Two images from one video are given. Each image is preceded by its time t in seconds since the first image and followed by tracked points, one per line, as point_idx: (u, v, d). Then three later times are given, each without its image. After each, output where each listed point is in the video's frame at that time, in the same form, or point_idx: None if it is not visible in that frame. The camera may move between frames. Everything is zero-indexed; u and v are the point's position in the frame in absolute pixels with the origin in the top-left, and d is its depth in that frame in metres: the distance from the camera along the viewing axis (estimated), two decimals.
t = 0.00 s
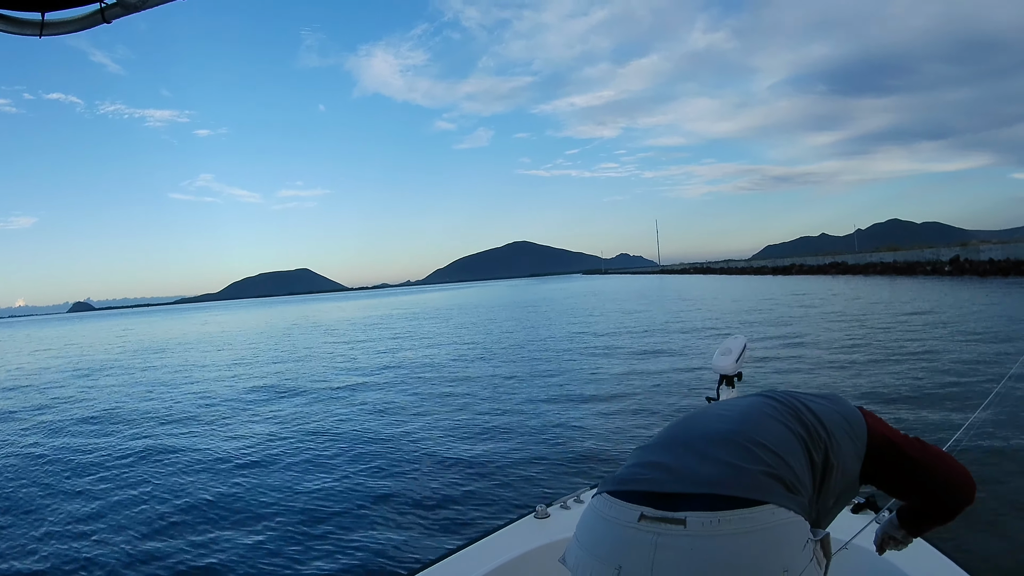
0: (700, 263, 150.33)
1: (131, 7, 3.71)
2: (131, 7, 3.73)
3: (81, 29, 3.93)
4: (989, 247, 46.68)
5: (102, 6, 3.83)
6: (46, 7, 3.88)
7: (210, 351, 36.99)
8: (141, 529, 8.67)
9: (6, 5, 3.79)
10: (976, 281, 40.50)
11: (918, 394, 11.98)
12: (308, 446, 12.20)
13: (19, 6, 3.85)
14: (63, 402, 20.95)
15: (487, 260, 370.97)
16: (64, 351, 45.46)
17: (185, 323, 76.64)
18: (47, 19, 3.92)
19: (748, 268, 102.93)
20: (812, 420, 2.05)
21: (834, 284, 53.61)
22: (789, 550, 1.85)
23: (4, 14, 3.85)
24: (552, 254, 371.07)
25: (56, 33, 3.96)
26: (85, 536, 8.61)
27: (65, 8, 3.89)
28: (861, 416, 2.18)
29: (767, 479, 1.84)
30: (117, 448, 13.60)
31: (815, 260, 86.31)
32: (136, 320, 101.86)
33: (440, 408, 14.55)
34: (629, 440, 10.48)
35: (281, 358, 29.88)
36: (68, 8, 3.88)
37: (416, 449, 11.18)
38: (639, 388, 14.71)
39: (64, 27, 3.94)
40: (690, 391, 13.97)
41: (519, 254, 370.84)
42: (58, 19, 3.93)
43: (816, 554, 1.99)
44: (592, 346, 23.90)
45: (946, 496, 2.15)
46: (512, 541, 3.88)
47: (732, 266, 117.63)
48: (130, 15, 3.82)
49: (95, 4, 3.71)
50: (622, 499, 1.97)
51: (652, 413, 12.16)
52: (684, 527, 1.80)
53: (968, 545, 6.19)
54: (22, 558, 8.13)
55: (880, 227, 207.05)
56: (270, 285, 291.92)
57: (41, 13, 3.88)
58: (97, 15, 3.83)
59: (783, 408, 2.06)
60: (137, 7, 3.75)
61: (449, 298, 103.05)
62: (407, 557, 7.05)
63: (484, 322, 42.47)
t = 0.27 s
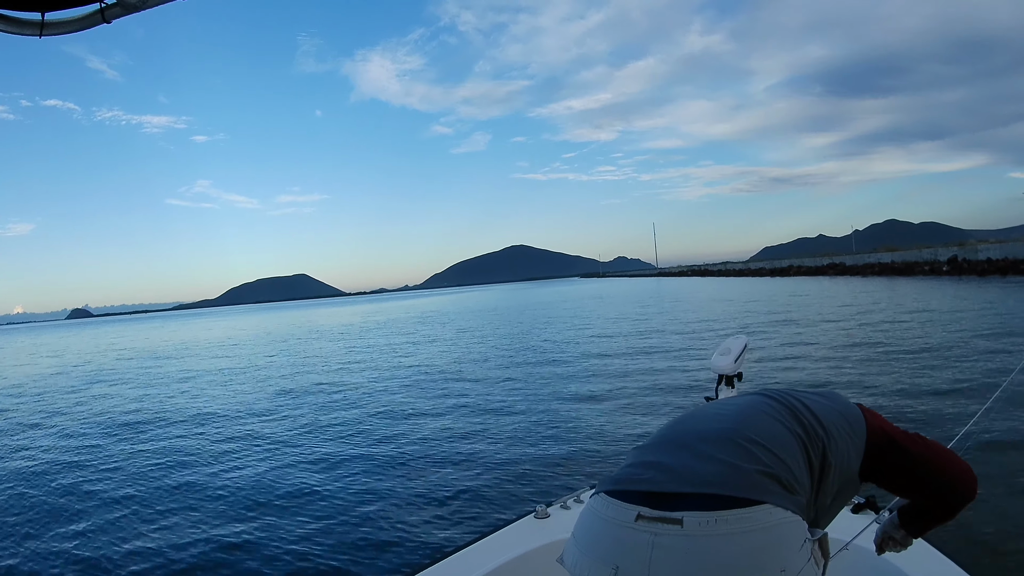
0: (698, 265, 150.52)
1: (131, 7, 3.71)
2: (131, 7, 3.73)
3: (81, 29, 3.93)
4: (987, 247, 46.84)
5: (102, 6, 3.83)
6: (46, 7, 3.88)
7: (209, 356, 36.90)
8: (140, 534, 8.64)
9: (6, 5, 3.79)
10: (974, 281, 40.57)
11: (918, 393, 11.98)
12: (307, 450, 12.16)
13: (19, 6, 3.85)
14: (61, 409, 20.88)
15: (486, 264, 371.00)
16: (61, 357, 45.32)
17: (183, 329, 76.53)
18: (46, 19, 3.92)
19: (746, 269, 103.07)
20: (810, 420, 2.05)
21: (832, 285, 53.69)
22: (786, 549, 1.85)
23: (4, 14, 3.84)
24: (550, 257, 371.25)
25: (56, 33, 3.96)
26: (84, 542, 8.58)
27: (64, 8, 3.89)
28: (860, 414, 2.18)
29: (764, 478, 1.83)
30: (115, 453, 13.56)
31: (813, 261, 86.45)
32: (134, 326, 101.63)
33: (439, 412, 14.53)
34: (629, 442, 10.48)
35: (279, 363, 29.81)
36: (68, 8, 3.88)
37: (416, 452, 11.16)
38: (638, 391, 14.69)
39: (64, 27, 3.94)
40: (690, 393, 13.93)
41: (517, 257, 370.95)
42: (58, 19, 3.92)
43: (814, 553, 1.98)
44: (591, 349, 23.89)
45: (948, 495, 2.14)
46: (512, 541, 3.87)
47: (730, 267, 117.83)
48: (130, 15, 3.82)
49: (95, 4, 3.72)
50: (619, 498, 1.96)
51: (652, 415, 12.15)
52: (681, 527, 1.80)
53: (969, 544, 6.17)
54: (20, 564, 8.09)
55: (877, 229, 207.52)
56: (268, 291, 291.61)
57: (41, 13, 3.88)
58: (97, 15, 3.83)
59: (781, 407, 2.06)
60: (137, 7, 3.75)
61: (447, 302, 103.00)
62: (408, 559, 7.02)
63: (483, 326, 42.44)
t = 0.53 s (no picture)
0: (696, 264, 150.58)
1: (131, 7, 3.71)
2: (131, 7, 3.72)
3: (81, 29, 3.92)
4: (985, 243, 46.96)
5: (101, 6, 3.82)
6: (46, 7, 3.87)
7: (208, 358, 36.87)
8: (140, 535, 8.62)
9: (6, 5, 3.78)
10: (973, 278, 40.60)
11: (918, 390, 12.00)
12: (307, 451, 12.14)
13: (19, 6, 3.84)
14: (60, 411, 20.84)
15: (484, 264, 370.96)
16: (60, 359, 45.24)
17: (182, 331, 76.48)
18: (47, 19, 3.91)
19: (745, 267, 103.21)
20: (810, 421, 2.05)
21: (831, 282, 53.81)
22: (785, 554, 1.84)
23: (4, 14, 3.83)
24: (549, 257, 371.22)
25: (56, 33, 3.95)
26: (83, 544, 8.56)
27: (64, 8, 3.87)
28: (861, 415, 2.17)
29: (763, 483, 1.83)
30: (115, 455, 13.54)
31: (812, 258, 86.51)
32: (132, 328, 101.52)
33: (439, 412, 14.52)
34: (630, 441, 10.47)
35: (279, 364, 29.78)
36: (68, 8, 3.87)
37: (416, 452, 11.15)
38: (638, 389, 14.70)
39: (63, 27, 3.93)
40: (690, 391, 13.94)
41: (515, 257, 370.98)
42: (57, 19, 3.91)
43: (814, 558, 1.98)
44: (591, 348, 23.87)
45: (951, 497, 2.14)
46: (512, 542, 3.86)
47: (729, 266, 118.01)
48: (130, 15, 3.81)
49: (95, 4, 3.70)
50: (617, 504, 1.96)
51: (653, 414, 12.14)
52: (678, 533, 1.79)
53: (969, 540, 6.18)
54: (19, 566, 8.07)
55: (875, 226, 207.74)
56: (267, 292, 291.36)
57: (41, 13, 3.87)
58: (97, 15, 3.82)
59: (781, 408, 2.05)
60: (136, 7, 3.74)
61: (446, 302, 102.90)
62: (409, 559, 7.01)
63: (482, 325, 42.41)
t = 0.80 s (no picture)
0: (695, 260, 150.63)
1: (131, 7, 3.68)
2: (131, 7, 3.70)
3: (81, 29, 3.90)
4: (984, 239, 47.09)
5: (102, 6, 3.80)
6: (46, 7, 3.85)
7: (207, 355, 36.83)
8: (140, 534, 8.64)
9: (6, 4, 3.75)
10: (973, 273, 40.60)
11: (917, 386, 12.05)
12: (307, 449, 12.13)
13: (19, 6, 3.82)
14: (59, 408, 20.83)
15: (482, 260, 370.85)
16: (58, 357, 45.21)
17: (181, 328, 76.49)
18: (47, 19, 3.89)
19: (743, 263, 103.33)
20: (809, 424, 2.05)
21: (830, 278, 53.91)
22: (785, 559, 1.84)
23: (4, 14, 3.81)
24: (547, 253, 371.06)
25: (57, 33, 3.92)
26: (82, 544, 8.56)
27: (64, 8, 3.85)
28: (862, 416, 2.18)
29: (761, 489, 1.83)
30: (115, 453, 13.55)
31: (810, 254, 86.53)
32: (130, 325, 101.45)
33: (439, 409, 14.50)
34: (630, 438, 10.47)
35: (278, 360, 29.74)
36: (68, 8, 3.84)
37: (416, 450, 11.15)
38: (637, 386, 14.69)
39: (64, 27, 3.90)
40: (690, 388, 13.97)
41: (514, 253, 370.94)
42: (58, 19, 3.89)
43: (813, 563, 1.99)
44: (590, 344, 23.86)
45: (952, 498, 2.14)
46: (512, 542, 3.87)
47: (727, 261, 118.16)
48: (130, 15, 3.79)
49: (95, 4, 3.67)
50: (615, 509, 1.96)
51: (653, 410, 12.14)
52: (676, 541, 1.79)
53: (968, 536, 6.21)
54: (19, 565, 8.07)
55: (873, 221, 207.85)
56: (265, 289, 291.22)
57: (41, 13, 3.84)
58: (97, 15, 3.80)
59: (780, 412, 2.05)
60: (137, 7, 3.71)
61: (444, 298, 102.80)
62: (409, 558, 7.02)
63: (481, 322, 42.40)
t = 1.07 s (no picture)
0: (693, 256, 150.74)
1: (131, 7, 3.66)
2: (132, 7, 3.68)
3: (81, 29, 3.88)
4: (982, 237, 47.18)
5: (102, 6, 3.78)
6: (46, 7, 3.83)
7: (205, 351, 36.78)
8: (140, 530, 8.64)
9: (6, 4, 3.74)
10: (971, 271, 40.68)
11: (915, 384, 12.09)
12: (306, 446, 12.14)
13: (18, 6, 3.80)
14: (57, 404, 20.83)
15: (481, 256, 370.74)
16: (56, 352, 45.18)
17: (179, 323, 76.45)
18: (47, 19, 3.87)
19: (741, 259, 103.43)
20: (811, 424, 2.05)
21: (828, 275, 54.02)
22: (786, 560, 1.85)
23: (4, 14, 3.79)
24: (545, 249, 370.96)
25: (56, 33, 3.90)
26: (82, 540, 8.57)
27: (64, 8, 3.83)
28: (862, 417, 2.18)
29: (762, 489, 1.84)
30: (114, 449, 13.55)
31: (808, 250, 86.66)
32: (128, 320, 101.33)
33: (438, 405, 14.50)
34: (629, 435, 10.48)
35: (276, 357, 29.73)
36: (68, 8, 3.82)
37: (415, 447, 11.16)
38: (636, 383, 14.70)
39: (64, 27, 3.89)
40: (689, 384, 14.00)
41: (512, 249, 370.85)
42: (57, 19, 3.87)
43: (815, 564, 1.99)
44: (589, 340, 23.87)
45: (952, 500, 2.15)
46: (512, 542, 3.88)
47: (726, 258, 118.30)
48: (130, 15, 3.77)
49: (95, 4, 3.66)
50: (617, 510, 1.96)
51: (652, 408, 12.16)
52: (678, 541, 1.80)
53: (965, 533, 6.24)
54: (19, 562, 8.07)
55: (872, 218, 208.06)
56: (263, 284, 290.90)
57: (41, 13, 3.83)
58: (97, 15, 3.78)
59: (781, 412, 2.06)
60: (137, 7, 3.70)
61: (443, 294, 102.76)
62: (410, 554, 7.03)
63: (480, 318, 42.40)
